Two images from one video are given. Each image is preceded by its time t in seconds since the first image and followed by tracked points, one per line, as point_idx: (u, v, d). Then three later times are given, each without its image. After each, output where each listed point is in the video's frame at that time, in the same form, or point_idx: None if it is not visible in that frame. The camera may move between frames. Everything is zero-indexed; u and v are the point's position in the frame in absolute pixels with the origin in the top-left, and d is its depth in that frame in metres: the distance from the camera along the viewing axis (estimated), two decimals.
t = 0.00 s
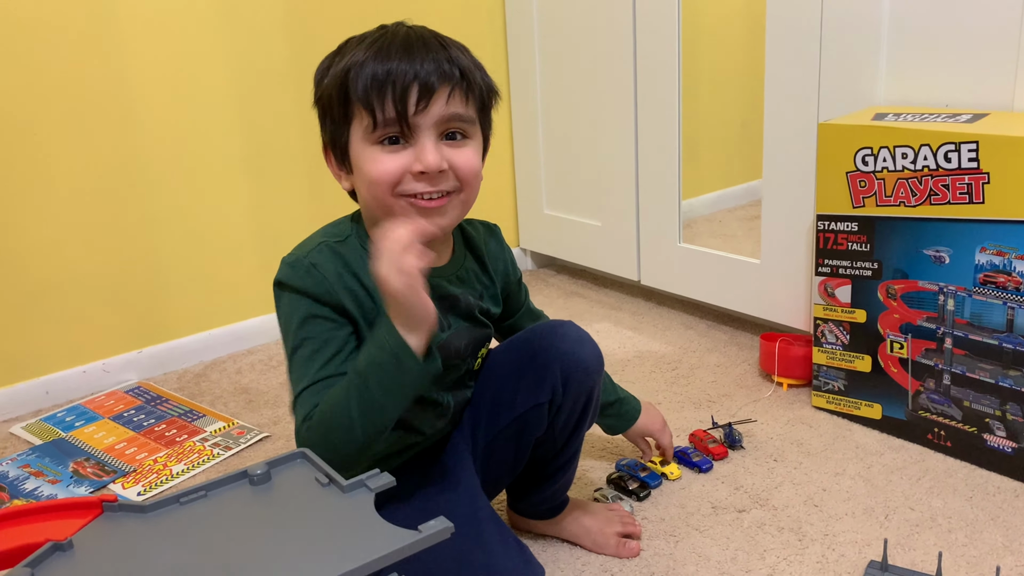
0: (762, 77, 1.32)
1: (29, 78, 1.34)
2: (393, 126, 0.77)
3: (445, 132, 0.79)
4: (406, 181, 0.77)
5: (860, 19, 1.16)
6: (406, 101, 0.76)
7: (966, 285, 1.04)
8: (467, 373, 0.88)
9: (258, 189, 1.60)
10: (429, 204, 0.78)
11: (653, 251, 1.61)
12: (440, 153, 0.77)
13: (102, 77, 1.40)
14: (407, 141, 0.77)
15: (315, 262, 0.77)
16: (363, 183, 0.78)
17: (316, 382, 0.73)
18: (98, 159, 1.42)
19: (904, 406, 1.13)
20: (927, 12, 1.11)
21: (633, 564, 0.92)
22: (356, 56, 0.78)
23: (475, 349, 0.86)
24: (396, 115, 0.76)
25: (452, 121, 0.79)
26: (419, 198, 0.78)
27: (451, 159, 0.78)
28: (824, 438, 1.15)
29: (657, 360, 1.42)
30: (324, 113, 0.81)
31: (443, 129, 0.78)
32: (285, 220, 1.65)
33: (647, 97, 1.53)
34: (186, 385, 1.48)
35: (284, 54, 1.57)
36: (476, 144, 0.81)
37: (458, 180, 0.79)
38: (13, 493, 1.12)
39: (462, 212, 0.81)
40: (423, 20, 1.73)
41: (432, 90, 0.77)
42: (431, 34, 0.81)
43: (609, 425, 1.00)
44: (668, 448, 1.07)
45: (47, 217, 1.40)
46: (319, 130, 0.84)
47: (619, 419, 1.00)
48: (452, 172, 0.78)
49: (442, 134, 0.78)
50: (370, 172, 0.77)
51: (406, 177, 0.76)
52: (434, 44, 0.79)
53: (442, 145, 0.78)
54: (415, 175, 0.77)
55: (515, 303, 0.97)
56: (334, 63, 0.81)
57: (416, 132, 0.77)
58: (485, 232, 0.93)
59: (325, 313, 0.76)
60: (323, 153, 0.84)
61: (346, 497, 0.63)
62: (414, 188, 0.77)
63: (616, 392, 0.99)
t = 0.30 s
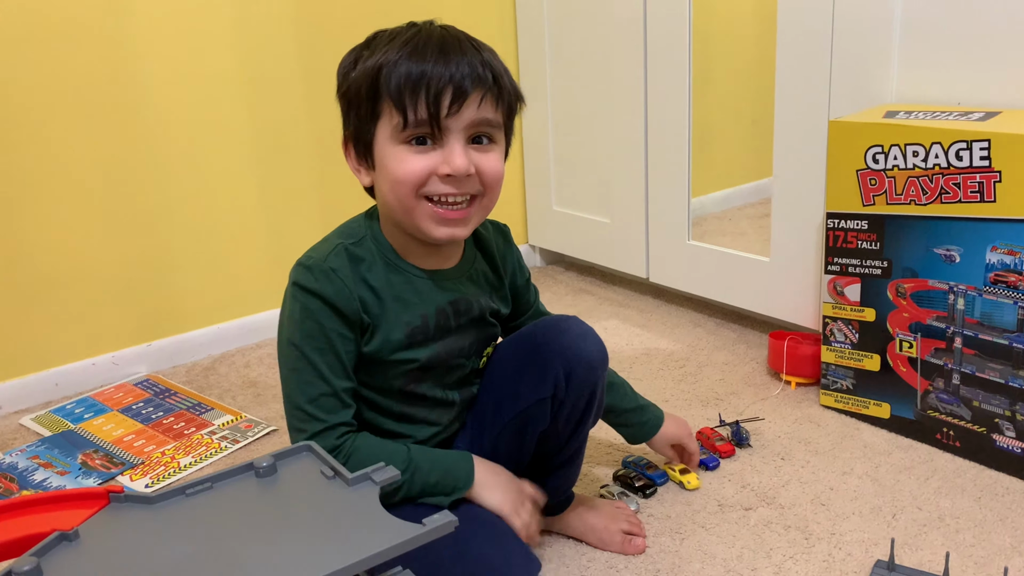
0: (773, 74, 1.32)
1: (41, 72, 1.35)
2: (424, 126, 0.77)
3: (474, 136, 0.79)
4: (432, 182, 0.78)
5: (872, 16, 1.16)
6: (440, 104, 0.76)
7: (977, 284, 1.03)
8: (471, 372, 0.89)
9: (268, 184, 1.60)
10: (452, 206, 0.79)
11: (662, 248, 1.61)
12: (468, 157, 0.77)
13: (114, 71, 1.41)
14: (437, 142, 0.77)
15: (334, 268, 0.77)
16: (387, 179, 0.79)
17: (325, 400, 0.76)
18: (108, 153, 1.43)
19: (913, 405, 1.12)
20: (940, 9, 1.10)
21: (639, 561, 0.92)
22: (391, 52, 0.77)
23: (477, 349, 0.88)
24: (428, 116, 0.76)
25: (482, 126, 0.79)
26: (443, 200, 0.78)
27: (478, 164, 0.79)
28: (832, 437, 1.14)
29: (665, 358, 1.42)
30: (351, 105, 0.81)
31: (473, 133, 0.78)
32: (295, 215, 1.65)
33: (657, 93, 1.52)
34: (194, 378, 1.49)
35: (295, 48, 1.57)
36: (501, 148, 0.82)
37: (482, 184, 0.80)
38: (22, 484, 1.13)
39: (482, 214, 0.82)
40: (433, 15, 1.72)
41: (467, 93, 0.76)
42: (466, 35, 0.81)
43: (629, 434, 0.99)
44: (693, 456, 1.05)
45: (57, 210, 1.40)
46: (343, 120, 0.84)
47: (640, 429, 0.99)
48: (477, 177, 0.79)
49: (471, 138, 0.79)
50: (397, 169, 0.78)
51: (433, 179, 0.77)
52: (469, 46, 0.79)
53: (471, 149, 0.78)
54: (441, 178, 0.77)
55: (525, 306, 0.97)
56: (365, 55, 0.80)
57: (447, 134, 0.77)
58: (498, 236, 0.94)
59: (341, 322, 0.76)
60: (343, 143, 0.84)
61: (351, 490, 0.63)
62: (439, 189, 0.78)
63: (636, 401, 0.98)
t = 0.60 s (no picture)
0: (789, 77, 1.31)
1: (61, 68, 1.36)
2: (442, 129, 0.77)
3: (493, 139, 0.79)
4: (449, 184, 0.78)
5: (890, 19, 1.15)
6: (459, 106, 0.76)
7: (993, 289, 1.03)
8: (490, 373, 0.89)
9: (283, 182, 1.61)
10: (469, 208, 0.79)
11: (675, 250, 1.61)
12: (486, 161, 0.77)
13: (132, 67, 1.42)
14: (455, 144, 0.77)
15: (355, 261, 0.77)
16: (405, 180, 0.79)
17: (339, 382, 0.73)
18: (127, 149, 1.44)
19: (927, 410, 1.12)
20: (958, 13, 1.10)
21: (651, 562, 0.92)
22: (414, 54, 0.78)
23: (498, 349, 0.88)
24: (447, 118, 0.76)
25: (502, 130, 0.78)
26: (460, 203, 0.78)
27: (496, 167, 0.78)
28: (845, 441, 1.14)
29: (678, 360, 1.42)
30: (375, 105, 0.82)
31: (492, 137, 0.78)
32: (309, 213, 1.66)
33: (672, 95, 1.52)
34: (208, 374, 1.49)
35: (312, 47, 1.58)
36: (522, 152, 0.81)
37: (499, 188, 0.79)
38: (38, 476, 1.14)
39: (500, 217, 0.82)
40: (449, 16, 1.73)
41: (486, 97, 0.76)
42: (492, 39, 0.81)
43: (652, 442, 0.98)
44: (718, 470, 1.02)
45: (74, 206, 1.42)
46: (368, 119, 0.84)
47: (662, 437, 0.98)
48: (494, 180, 0.79)
49: (490, 141, 0.78)
50: (415, 171, 0.78)
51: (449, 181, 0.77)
52: (492, 49, 0.79)
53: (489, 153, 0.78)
54: (458, 180, 0.77)
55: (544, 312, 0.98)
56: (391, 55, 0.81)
57: (465, 137, 0.77)
58: (516, 235, 0.94)
59: (359, 307, 0.75)
60: (368, 142, 0.85)
61: (367, 486, 0.63)
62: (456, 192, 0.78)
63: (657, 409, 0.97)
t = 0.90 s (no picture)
0: (797, 83, 1.32)
1: (74, 70, 1.37)
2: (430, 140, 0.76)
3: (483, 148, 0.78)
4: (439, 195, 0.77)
5: (900, 24, 1.15)
6: (445, 120, 0.76)
7: (1002, 295, 1.03)
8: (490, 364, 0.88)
9: (293, 184, 1.62)
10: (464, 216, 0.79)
11: (683, 255, 1.61)
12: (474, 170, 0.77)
13: (144, 69, 1.43)
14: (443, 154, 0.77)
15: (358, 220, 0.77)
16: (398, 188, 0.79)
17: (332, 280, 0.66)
18: (139, 150, 1.45)
19: (934, 416, 1.12)
20: (967, 19, 1.10)
21: (657, 565, 0.92)
22: (400, 66, 0.78)
23: (499, 343, 0.87)
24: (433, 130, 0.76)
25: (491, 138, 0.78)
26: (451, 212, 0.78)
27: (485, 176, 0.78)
28: (852, 446, 1.14)
29: (685, 364, 1.42)
30: (369, 113, 0.82)
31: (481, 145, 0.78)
32: (319, 215, 1.67)
33: (681, 100, 1.53)
34: (217, 375, 1.50)
35: (323, 50, 1.59)
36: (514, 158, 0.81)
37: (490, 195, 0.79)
38: (48, 474, 1.14)
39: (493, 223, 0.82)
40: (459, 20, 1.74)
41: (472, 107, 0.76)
42: (482, 45, 0.80)
43: (657, 446, 0.99)
44: (722, 471, 1.04)
45: (86, 206, 1.43)
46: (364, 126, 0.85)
47: (669, 441, 0.99)
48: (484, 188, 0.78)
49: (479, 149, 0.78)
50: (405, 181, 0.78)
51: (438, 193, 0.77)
52: (480, 58, 0.78)
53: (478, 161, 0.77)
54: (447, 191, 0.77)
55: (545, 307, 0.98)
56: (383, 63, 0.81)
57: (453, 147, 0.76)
58: (519, 231, 0.93)
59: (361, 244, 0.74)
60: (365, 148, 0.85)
61: (375, 484, 0.64)
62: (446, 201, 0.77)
63: (664, 414, 0.98)
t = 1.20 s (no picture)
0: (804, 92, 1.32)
1: (81, 76, 1.38)
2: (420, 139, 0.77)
3: (473, 143, 0.79)
4: (433, 194, 0.78)
5: (906, 33, 1.15)
6: (432, 117, 0.76)
7: (1008, 304, 1.03)
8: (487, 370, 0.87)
9: (299, 190, 1.62)
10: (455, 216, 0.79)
11: (689, 262, 1.61)
12: (465, 165, 0.77)
13: (151, 76, 1.43)
14: (433, 152, 0.77)
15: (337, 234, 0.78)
16: (394, 193, 0.80)
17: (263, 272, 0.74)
18: (146, 156, 1.46)
19: (940, 425, 1.12)
20: (973, 28, 1.10)
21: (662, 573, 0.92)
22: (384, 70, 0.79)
23: (499, 348, 0.87)
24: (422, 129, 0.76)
25: (479, 133, 0.79)
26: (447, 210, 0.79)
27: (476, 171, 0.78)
28: (858, 454, 1.14)
29: (690, 371, 1.42)
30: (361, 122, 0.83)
31: (470, 140, 0.78)
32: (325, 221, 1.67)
33: (687, 107, 1.53)
34: (222, 380, 1.51)
35: (329, 56, 1.59)
36: (505, 153, 0.81)
37: (484, 191, 0.79)
38: (54, 480, 1.15)
39: (491, 220, 0.82)
40: (465, 27, 1.74)
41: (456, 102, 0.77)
42: (464, 43, 0.81)
43: (651, 441, 1.00)
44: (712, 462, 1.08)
45: (92, 211, 1.43)
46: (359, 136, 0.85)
47: (663, 437, 1.00)
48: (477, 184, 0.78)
49: (469, 145, 0.78)
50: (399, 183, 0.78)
51: (432, 191, 0.77)
52: (463, 55, 0.79)
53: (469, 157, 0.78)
54: (441, 189, 0.77)
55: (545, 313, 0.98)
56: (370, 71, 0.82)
57: (442, 144, 0.77)
58: (522, 237, 0.93)
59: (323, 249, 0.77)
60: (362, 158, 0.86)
61: (381, 494, 0.64)
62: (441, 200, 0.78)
63: (660, 412, 0.98)
